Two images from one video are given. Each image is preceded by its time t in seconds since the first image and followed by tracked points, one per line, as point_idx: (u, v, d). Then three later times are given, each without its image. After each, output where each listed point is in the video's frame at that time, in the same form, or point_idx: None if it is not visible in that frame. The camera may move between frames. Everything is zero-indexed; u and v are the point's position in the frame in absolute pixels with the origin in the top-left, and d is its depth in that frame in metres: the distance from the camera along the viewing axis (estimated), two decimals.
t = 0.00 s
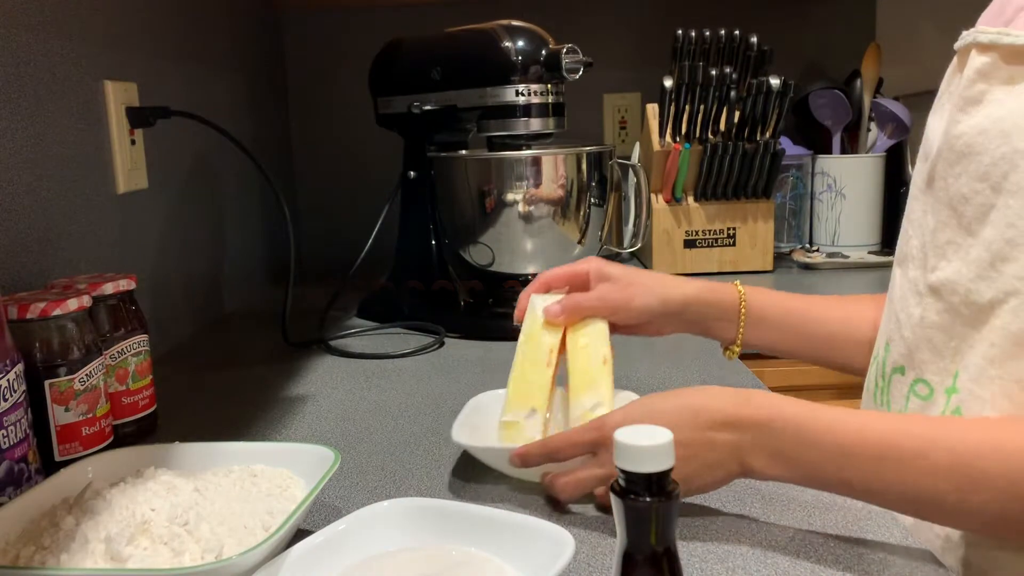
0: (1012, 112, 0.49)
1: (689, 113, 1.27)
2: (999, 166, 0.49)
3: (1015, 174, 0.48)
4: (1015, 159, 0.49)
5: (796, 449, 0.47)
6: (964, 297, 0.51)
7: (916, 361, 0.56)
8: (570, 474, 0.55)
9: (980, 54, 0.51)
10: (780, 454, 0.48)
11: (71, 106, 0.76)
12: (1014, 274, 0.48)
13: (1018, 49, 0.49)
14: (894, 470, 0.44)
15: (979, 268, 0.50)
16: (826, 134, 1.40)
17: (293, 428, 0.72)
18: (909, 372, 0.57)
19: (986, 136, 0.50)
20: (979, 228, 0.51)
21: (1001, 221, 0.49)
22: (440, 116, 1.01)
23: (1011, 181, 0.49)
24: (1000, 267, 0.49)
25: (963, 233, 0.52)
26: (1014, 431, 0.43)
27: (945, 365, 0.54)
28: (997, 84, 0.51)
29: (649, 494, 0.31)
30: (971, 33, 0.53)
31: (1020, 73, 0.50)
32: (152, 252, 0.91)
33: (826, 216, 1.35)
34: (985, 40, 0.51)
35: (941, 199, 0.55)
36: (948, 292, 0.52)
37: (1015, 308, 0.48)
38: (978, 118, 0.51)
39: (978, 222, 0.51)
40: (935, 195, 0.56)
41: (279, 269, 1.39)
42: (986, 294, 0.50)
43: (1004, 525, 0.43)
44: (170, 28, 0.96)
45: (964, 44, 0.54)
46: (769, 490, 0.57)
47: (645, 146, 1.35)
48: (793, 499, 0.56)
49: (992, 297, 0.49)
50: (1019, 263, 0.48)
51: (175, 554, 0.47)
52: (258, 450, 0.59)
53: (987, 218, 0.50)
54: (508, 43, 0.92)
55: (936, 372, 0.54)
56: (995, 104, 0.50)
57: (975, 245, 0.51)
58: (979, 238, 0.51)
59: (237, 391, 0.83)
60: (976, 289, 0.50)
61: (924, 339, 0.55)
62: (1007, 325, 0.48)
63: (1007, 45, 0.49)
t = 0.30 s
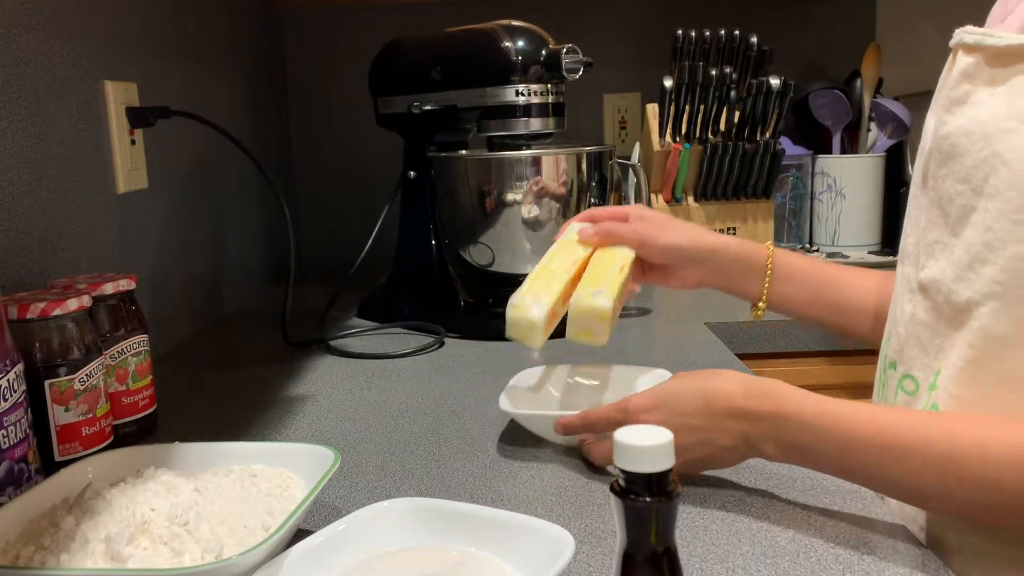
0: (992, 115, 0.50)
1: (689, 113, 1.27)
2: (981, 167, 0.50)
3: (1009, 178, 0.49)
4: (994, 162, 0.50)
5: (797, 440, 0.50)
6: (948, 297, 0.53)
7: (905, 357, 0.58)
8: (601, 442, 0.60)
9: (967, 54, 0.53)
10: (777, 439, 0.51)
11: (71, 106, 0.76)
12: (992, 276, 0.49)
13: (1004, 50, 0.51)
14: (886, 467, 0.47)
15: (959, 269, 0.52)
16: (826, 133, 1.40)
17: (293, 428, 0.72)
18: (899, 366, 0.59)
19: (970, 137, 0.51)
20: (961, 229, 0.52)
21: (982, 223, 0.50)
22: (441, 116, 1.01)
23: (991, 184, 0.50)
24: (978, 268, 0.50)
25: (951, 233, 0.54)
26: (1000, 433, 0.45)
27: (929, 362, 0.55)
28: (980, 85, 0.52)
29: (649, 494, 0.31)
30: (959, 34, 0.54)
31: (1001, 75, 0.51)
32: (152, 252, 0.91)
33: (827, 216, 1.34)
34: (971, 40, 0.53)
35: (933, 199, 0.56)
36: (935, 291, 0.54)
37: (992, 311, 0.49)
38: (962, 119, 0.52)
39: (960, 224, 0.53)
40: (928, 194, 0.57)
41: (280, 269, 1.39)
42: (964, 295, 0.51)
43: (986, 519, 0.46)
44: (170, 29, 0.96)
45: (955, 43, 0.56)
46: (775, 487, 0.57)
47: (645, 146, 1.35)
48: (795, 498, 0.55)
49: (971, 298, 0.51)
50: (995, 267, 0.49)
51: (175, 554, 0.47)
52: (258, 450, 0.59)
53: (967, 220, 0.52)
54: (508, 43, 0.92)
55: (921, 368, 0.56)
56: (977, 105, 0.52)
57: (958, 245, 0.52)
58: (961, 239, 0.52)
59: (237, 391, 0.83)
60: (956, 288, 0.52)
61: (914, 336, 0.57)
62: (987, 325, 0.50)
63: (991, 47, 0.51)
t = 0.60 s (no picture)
0: (958, 120, 0.56)
1: (688, 113, 1.27)
2: (950, 169, 0.56)
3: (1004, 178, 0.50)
4: (960, 165, 0.55)
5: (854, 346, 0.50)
6: (925, 293, 0.58)
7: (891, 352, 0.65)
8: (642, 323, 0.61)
9: (946, 60, 0.59)
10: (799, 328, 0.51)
11: (72, 107, 0.76)
12: (957, 274, 0.55)
13: (975, 57, 0.56)
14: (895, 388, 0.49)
15: (931, 266, 0.57)
16: (826, 133, 1.40)
17: (293, 428, 0.72)
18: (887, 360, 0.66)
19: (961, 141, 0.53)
20: (935, 227, 0.58)
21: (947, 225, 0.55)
22: (440, 116, 1.01)
23: (956, 185, 0.55)
24: (946, 266, 0.56)
25: (925, 230, 0.59)
26: (995, 382, 0.46)
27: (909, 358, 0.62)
28: (956, 89, 0.57)
29: (651, 494, 0.31)
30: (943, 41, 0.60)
31: (974, 80, 0.56)
32: (152, 253, 0.91)
33: (827, 217, 1.34)
34: (948, 46, 0.58)
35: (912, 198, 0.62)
36: (908, 284, 0.60)
37: (963, 305, 0.55)
38: (939, 121, 0.58)
39: (935, 222, 0.58)
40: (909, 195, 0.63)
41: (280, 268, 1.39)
42: (938, 290, 0.56)
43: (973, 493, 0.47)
44: (170, 29, 0.96)
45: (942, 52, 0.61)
46: (775, 486, 0.57)
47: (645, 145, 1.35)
48: (796, 497, 0.55)
49: (941, 293, 0.56)
50: (959, 265, 0.54)
51: (175, 554, 0.47)
52: (258, 450, 0.59)
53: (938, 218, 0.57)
54: (508, 43, 0.92)
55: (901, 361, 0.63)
56: (951, 108, 0.57)
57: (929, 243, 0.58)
58: (933, 237, 0.57)
59: (237, 391, 0.83)
60: (928, 284, 0.57)
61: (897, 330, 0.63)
62: (958, 320, 0.55)
63: (965, 52, 0.57)
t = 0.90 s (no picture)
0: (963, 119, 0.56)
1: (689, 113, 1.27)
2: (956, 166, 0.56)
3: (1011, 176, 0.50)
4: (967, 162, 0.55)
5: (841, 352, 0.49)
6: (928, 290, 0.58)
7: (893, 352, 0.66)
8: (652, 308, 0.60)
9: (948, 60, 0.59)
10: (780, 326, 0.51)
11: (72, 106, 0.76)
12: (962, 269, 0.55)
13: (977, 57, 0.57)
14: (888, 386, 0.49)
15: (935, 263, 0.57)
16: (826, 133, 1.40)
17: (292, 428, 0.72)
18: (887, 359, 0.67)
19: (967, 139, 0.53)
20: (937, 224, 0.58)
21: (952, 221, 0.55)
22: (441, 116, 1.02)
23: (962, 182, 0.55)
24: (950, 263, 0.56)
25: (928, 228, 0.59)
26: (987, 382, 0.46)
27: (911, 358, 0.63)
28: (958, 89, 0.58)
29: (650, 495, 0.31)
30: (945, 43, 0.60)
31: (977, 79, 0.57)
32: (152, 253, 0.91)
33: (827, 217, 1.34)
34: (949, 48, 0.59)
35: (913, 196, 0.62)
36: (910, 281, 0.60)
37: (967, 301, 0.55)
38: (941, 122, 0.58)
39: (938, 219, 0.58)
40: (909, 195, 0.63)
41: (280, 268, 1.39)
42: (943, 287, 0.57)
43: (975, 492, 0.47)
44: (169, 29, 0.96)
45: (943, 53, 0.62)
46: (775, 487, 0.57)
47: (645, 145, 1.35)
48: (796, 497, 0.55)
49: (947, 290, 0.56)
50: (964, 260, 0.55)
51: (175, 554, 0.47)
52: (258, 450, 0.59)
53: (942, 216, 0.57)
54: (509, 43, 0.92)
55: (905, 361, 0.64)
56: (953, 108, 0.57)
57: (933, 240, 0.58)
58: (937, 234, 0.57)
59: (237, 391, 0.83)
60: (931, 281, 0.58)
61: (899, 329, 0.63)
62: (961, 314, 0.55)
63: (967, 53, 0.57)
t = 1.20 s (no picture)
0: (979, 117, 0.56)
1: (689, 113, 1.27)
2: (974, 165, 0.56)
3: None
4: (987, 159, 0.55)
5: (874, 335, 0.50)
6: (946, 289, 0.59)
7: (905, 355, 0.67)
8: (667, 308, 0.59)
9: (957, 61, 0.59)
10: (809, 302, 0.51)
11: (72, 106, 0.76)
12: (989, 266, 0.55)
13: (989, 56, 0.56)
14: (906, 364, 0.50)
15: (956, 261, 0.58)
16: (826, 133, 1.40)
17: (293, 428, 0.72)
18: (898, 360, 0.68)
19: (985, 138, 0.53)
20: (955, 224, 0.58)
21: (975, 217, 0.56)
22: (441, 116, 1.02)
23: (983, 179, 0.56)
24: (974, 260, 0.56)
25: (944, 228, 0.60)
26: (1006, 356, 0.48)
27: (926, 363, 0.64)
28: (970, 88, 0.58)
29: (649, 495, 0.31)
30: (948, 43, 0.61)
31: (989, 78, 0.56)
32: (152, 252, 0.91)
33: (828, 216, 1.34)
34: (960, 48, 0.59)
35: (927, 198, 0.62)
36: (927, 282, 0.61)
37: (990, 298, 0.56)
38: (955, 120, 0.58)
39: (955, 218, 0.58)
40: (923, 195, 0.63)
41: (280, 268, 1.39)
42: (965, 286, 0.57)
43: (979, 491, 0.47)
44: (170, 29, 0.96)
45: (944, 53, 0.62)
46: (774, 487, 0.57)
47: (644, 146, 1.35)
48: (796, 498, 0.55)
49: (970, 289, 0.57)
50: (991, 256, 0.55)
51: (174, 554, 0.47)
52: (258, 450, 0.59)
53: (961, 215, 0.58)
54: (508, 43, 0.92)
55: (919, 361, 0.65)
56: (965, 107, 0.57)
57: (954, 238, 0.58)
58: (956, 232, 0.58)
59: (239, 391, 0.83)
60: (953, 280, 0.58)
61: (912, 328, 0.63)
62: (990, 312, 0.56)
63: (978, 52, 0.57)
